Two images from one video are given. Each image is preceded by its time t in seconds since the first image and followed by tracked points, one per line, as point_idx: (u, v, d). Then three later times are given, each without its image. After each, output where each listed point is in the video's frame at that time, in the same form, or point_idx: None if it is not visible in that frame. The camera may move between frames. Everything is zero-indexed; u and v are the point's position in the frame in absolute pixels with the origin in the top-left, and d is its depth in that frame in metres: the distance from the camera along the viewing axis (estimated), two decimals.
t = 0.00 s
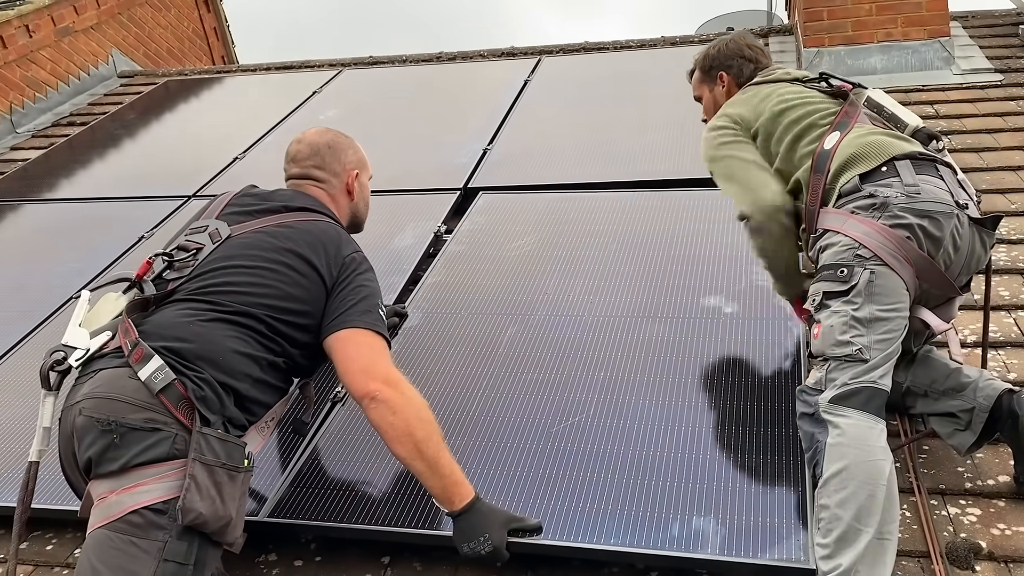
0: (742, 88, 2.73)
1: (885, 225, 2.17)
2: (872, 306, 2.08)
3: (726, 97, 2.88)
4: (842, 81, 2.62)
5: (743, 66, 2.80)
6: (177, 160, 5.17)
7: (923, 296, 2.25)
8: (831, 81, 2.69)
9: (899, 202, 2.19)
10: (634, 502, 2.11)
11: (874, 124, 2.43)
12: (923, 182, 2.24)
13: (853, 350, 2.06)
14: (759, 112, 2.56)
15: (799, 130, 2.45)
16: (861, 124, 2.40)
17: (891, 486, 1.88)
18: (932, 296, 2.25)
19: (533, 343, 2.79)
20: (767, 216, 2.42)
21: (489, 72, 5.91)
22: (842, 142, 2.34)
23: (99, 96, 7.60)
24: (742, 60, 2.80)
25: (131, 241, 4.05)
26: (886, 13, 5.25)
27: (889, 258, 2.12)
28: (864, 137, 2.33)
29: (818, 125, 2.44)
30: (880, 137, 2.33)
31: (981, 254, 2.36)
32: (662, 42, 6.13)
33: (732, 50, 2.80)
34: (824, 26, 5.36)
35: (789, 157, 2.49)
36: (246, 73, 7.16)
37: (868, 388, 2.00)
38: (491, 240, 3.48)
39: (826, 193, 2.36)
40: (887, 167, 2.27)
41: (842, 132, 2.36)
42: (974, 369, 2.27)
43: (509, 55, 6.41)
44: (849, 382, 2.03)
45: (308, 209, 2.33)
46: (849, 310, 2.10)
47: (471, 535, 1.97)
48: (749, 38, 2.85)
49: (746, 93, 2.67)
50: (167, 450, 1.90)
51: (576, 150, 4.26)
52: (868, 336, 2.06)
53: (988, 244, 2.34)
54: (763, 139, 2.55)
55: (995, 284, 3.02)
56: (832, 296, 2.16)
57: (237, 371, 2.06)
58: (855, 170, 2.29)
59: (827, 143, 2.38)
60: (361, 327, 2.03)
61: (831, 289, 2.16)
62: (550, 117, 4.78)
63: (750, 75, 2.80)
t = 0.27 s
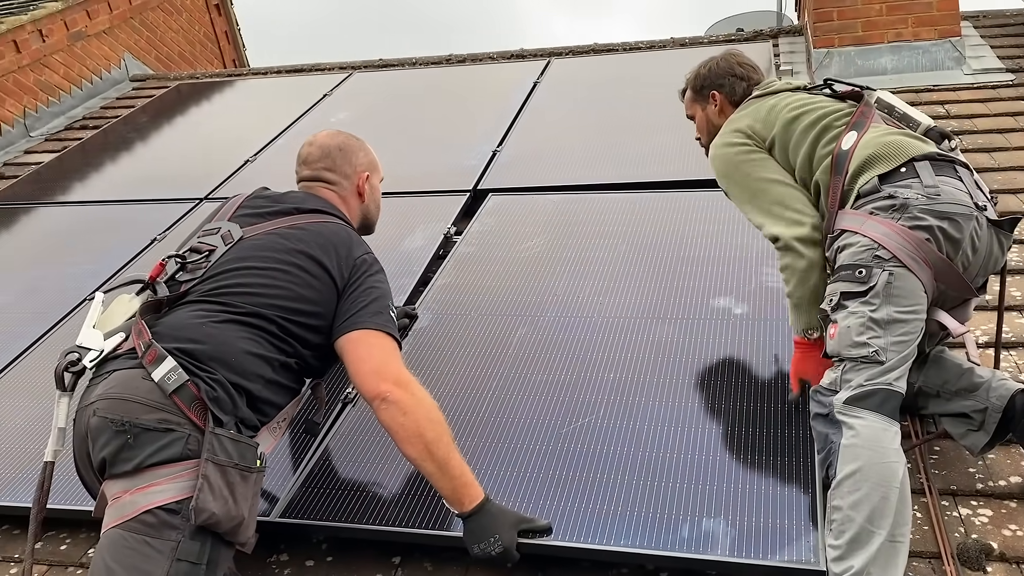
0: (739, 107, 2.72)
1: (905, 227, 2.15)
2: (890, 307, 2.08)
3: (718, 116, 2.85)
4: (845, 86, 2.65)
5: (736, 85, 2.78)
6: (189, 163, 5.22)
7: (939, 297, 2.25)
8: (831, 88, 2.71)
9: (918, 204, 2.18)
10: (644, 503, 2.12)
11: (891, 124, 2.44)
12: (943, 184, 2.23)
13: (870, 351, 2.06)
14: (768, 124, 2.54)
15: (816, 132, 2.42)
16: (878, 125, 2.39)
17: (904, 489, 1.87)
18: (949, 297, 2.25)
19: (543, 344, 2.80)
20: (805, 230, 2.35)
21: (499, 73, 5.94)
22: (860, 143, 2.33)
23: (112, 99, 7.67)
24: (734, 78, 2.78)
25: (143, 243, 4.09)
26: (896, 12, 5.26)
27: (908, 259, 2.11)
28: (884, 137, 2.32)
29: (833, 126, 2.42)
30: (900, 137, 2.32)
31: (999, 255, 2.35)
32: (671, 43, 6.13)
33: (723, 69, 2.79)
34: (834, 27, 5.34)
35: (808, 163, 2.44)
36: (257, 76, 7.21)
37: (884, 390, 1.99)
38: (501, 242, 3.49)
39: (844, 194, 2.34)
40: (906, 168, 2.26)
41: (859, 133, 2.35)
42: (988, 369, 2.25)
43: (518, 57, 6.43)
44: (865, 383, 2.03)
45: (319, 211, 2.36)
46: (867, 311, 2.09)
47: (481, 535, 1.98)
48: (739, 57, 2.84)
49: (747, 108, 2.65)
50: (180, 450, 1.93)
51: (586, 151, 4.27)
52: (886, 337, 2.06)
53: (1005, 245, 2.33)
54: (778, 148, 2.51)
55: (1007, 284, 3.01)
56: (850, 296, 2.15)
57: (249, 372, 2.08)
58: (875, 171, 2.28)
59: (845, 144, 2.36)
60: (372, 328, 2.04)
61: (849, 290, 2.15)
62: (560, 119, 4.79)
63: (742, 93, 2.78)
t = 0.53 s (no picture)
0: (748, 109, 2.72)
1: (912, 227, 2.15)
2: (898, 308, 2.08)
3: (728, 114, 2.85)
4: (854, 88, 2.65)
5: (745, 83, 2.78)
6: (200, 166, 5.25)
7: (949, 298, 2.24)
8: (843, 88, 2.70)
9: (927, 204, 2.18)
10: (653, 501, 2.13)
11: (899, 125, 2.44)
12: (951, 184, 2.22)
13: (878, 352, 2.05)
14: (777, 128, 2.54)
15: (825, 134, 2.41)
16: (886, 125, 2.38)
17: (913, 490, 1.87)
18: (959, 298, 2.24)
19: (551, 344, 2.81)
20: (819, 246, 2.39)
21: (507, 75, 5.95)
22: (868, 144, 2.33)
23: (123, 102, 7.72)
24: (744, 77, 2.79)
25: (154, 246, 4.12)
26: (905, 12, 5.24)
27: (916, 260, 2.11)
28: (891, 138, 2.31)
29: (843, 128, 2.41)
30: (908, 138, 2.31)
31: (1010, 256, 2.34)
32: (679, 45, 6.13)
33: (733, 68, 2.79)
34: (844, 27, 5.34)
35: (818, 164, 2.42)
36: (266, 79, 7.25)
37: (893, 390, 1.99)
38: (510, 243, 3.50)
39: (852, 195, 2.33)
40: (914, 168, 2.25)
41: (868, 133, 2.34)
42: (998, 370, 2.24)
43: (527, 59, 6.45)
44: (873, 384, 2.02)
45: (329, 213, 2.37)
46: (874, 312, 2.10)
47: (490, 535, 1.99)
48: (750, 56, 2.84)
49: (755, 112, 2.65)
50: (191, 451, 1.94)
51: (594, 153, 4.27)
52: (894, 338, 2.06)
53: (1016, 246, 2.32)
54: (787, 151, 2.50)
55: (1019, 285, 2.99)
56: (858, 297, 2.15)
57: (259, 374, 2.09)
58: (882, 172, 2.28)
59: (853, 145, 2.36)
60: (380, 330, 2.06)
61: (857, 290, 2.15)
62: (569, 120, 4.79)
63: (752, 92, 2.78)
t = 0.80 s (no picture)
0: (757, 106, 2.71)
1: (920, 226, 2.14)
2: (905, 307, 2.07)
3: (740, 109, 2.84)
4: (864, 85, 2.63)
5: (758, 79, 2.75)
6: (208, 168, 5.28)
7: (957, 296, 2.23)
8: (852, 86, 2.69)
9: (934, 203, 2.17)
10: (661, 489, 2.13)
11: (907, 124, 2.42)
12: (959, 182, 2.21)
13: (886, 351, 2.05)
14: (783, 124, 2.53)
15: (830, 133, 2.40)
16: (893, 125, 2.37)
17: (922, 490, 1.87)
18: (965, 297, 2.23)
19: (558, 339, 2.82)
20: (821, 241, 2.42)
21: (514, 77, 5.96)
22: (874, 144, 2.31)
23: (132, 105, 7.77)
24: (758, 72, 2.76)
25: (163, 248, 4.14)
26: (913, 12, 5.22)
27: (923, 258, 2.10)
28: (899, 137, 2.30)
29: (849, 126, 2.39)
30: (916, 137, 2.30)
31: (1018, 254, 2.33)
32: (687, 45, 6.12)
33: (747, 62, 2.76)
34: (851, 26, 5.31)
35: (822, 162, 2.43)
36: (274, 82, 7.29)
37: (901, 390, 1.99)
38: (515, 243, 3.51)
39: (859, 195, 2.34)
40: (921, 167, 2.25)
41: (875, 133, 2.33)
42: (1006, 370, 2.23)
43: (534, 60, 6.46)
44: (881, 383, 2.02)
45: (331, 212, 2.39)
46: (882, 311, 2.09)
47: (500, 524, 2.01)
48: (766, 51, 2.80)
49: (764, 108, 2.65)
50: (196, 451, 1.96)
51: (601, 153, 4.28)
52: (902, 337, 2.05)
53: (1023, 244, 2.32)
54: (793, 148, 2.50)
55: None
56: (865, 297, 2.15)
57: (263, 372, 2.10)
58: (891, 171, 2.26)
59: (859, 144, 2.35)
60: (384, 323, 2.07)
61: (864, 290, 2.15)
62: (576, 121, 4.80)
63: (765, 87, 2.76)
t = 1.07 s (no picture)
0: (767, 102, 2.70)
1: (928, 226, 2.15)
2: (914, 308, 2.07)
3: (749, 106, 2.83)
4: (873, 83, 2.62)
5: (767, 75, 2.74)
6: (214, 170, 5.30)
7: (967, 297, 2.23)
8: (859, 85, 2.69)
9: (942, 203, 2.17)
10: (671, 488, 2.13)
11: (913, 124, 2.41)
12: (966, 183, 2.21)
13: (895, 351, 2.04)
14: (791, 121, 2.53)
15: (837, 131, 2.40)
16: (901, 124, 2.36)
17: (931, 491, 1.87)
18: (973, 298, 2.23)
19: (563, 339, 2.82)
20: (821, 243, 2.40)
21: (519, 78, 5.96)
22: (881, 143, 2.31)
23: (139, 107, 7.81)
24: (767, 68, 2.75)
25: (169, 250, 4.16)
26: (921, 11, 5.19)
27: (932, 259, 2.10)
28: (908, 137, 2.30)
29: (856, 126, 2.39)
30: (925, 136, 2.30)
31: None
32: (693, 45, 6.11)
33: (756, 58, 2.76)
34: (858, 25, 5.30)
35: (828, 161, 2.43)
36: (281, 83, 7.31)
37: (910, 390, 1.98)
38: (520, 244, 3.51)
39: (865, 194, 2.33)
40: (929, 167, 2.24)
41: (881, 132, 2.33)
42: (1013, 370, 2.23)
43: (539, 60, 6.46)
44: (890, 384, 2.01)
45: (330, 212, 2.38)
46: (890, 311, 2.08)
47: (509, 523, 2.01)
48: (777, 48, 2.80)
49: (771, 105, 2.65)
50: (199, 451, 1.97)
51: (606, 153, 4.28)
52: (911, 337, 2.04)
53: None
54: (799, 146, 2.49)
55: None
56: (873, 297, 2.14)
57: (266, 372, 2.11)
58: (899, 170, 2.26)
59: (866, 144, 2.34)
60: (392, 324, 2.07)
61: (872, 290, 2.14)
62: (582, 122, 4.80)
63: (774, 84, 2.75)
